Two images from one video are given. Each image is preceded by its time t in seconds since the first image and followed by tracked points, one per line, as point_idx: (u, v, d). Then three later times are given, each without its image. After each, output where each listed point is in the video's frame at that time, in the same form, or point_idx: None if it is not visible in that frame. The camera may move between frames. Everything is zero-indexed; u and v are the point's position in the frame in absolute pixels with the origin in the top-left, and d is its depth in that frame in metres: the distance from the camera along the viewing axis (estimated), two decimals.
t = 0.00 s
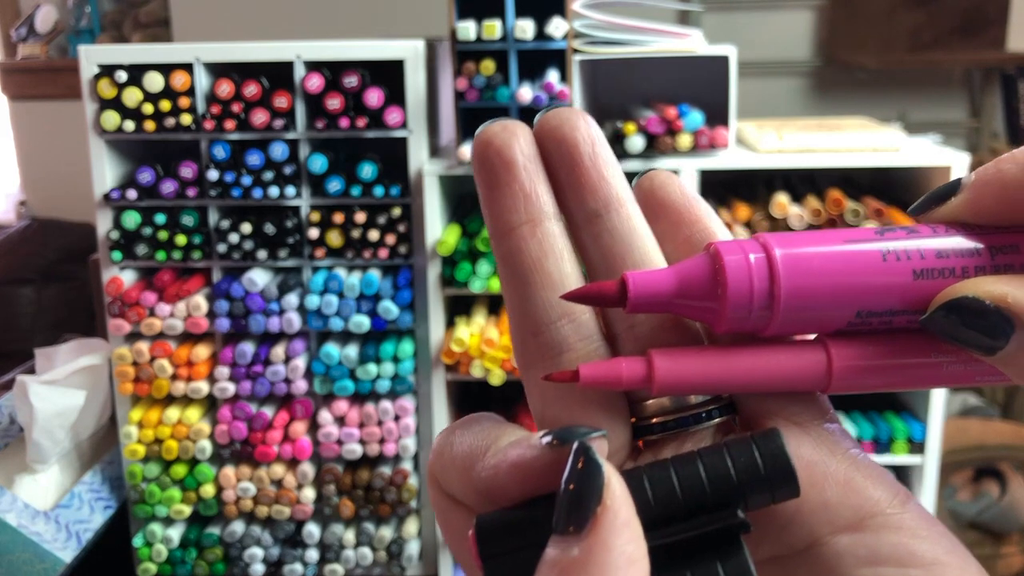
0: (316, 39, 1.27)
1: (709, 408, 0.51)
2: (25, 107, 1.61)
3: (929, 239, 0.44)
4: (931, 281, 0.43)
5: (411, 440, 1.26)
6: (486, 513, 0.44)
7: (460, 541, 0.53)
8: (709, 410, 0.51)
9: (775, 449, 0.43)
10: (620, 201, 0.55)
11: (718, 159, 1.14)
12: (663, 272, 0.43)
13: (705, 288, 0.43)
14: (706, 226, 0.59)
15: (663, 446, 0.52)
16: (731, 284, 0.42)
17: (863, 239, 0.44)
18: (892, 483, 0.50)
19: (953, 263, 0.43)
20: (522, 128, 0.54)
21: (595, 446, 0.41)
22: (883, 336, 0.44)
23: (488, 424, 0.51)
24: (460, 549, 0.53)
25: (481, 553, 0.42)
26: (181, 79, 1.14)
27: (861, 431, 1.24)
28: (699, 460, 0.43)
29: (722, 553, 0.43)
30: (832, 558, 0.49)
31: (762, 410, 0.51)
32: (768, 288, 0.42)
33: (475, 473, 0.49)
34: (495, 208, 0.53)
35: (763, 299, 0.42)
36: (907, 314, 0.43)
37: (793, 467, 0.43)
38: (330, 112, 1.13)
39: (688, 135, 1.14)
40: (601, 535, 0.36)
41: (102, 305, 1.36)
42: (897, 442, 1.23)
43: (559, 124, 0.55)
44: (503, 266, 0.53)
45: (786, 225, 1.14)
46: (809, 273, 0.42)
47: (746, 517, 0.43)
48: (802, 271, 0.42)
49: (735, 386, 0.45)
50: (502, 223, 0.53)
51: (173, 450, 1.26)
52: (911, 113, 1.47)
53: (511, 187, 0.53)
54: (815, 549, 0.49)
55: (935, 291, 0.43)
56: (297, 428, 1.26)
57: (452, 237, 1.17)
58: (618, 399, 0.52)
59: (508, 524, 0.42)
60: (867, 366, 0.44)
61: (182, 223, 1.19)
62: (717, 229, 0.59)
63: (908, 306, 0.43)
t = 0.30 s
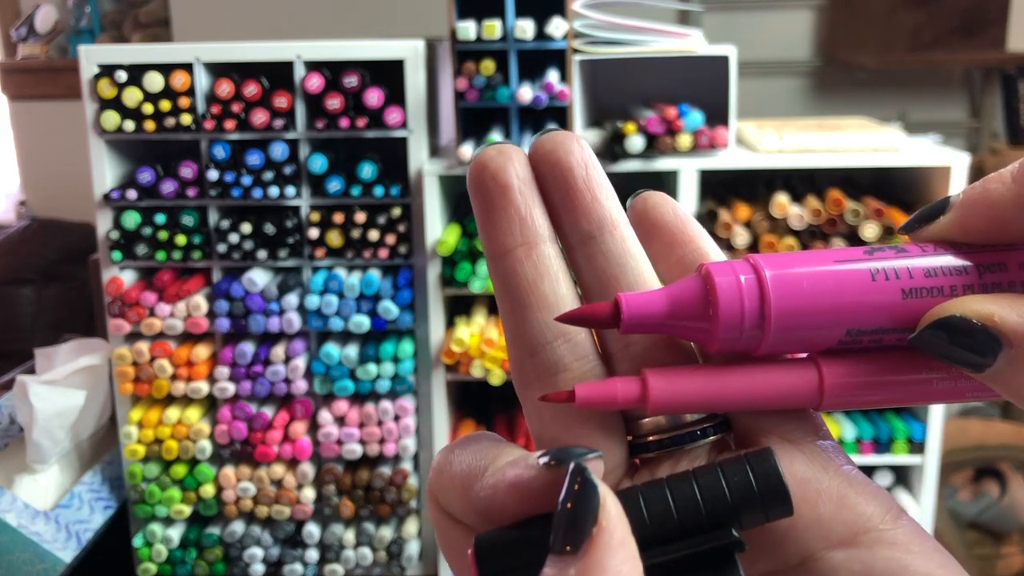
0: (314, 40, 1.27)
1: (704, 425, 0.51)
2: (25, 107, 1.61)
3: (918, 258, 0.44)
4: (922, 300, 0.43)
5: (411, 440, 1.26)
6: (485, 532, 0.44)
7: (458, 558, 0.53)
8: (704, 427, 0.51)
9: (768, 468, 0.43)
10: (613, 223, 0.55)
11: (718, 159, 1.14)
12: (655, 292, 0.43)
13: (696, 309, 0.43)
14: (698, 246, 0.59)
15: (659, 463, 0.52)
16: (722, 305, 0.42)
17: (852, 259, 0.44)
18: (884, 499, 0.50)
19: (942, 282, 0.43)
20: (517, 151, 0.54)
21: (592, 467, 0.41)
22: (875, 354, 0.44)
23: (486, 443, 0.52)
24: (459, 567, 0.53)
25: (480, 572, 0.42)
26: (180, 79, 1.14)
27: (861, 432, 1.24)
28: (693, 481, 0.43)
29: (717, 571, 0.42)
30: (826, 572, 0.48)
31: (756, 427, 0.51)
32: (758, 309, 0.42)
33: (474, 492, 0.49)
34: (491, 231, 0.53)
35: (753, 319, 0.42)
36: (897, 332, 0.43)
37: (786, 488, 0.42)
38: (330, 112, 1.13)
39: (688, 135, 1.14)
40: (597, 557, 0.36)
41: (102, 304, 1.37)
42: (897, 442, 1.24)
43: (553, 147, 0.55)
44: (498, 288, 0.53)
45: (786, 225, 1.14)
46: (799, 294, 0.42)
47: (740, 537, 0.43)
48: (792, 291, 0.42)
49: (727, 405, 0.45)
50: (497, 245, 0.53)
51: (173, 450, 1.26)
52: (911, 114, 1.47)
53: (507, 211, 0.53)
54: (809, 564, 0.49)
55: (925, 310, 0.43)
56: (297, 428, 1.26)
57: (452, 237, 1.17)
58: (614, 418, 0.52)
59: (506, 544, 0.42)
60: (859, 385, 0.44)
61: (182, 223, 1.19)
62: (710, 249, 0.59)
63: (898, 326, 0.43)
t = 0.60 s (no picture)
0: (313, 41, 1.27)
1: (709, 422, 0.52)
2: (26, 107, 1.61)
3: (921, 258, 0.44)
4: (926, 299, 0.43)
5: (410, 440, 1.26)
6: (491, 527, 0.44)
7: (466, 552, 0.53)
8: (709, 424, 0.51)
9: (772, 463, 0.43)
10: (620, 222, 0.55)
11: (718, 159, 1.14)
12: (662, 291, 0.43)
13: (703, 307, 0.43)
14: (704, 246, 0.59)
15: (663, 460, 0.52)
16: (728, 303, 0.42)
17: (857, 258, 0.44)
18: (886, 495, 0.50)
19: (945, 282, 0.43)
20: (524, 150, 0.54)
21: (597, 461, 0.40)
22: (880, 353, 0.45)
23: (492, 439, 0.52)
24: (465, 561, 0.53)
25: (487, 566, 0.42)
26: (181, 79, 1.14)
27: (861, 432, 1.24)
28: (697, 475, 0.43)
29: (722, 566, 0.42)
30: (827, 568, 0.49)
31: (761, 424, 0.51)
32: (764, 307, 0.42)
33: (480, 486, 0.49)
34: (498, 229, 0.53)
35: (759, 318, 0.42)
36: (901, 332, 0.43)
37: (789, 482, 0.43)
38: (330, 112, 1.14)
39: (687, 135, 1.14)
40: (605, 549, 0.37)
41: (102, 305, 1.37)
42: (897, 442, 1.24)
43: (561, 147, 0.54)
44: (505, 285, 0.53)
45: (785, 225, 1.14)
46: (805, 292, 0.42)
47: (744, 530, 0.43)
48: (797, 290, 0.42)
49: (731, 402, 0.45)
50: (505, 243, 0.53)
51: (174, 450, 1.26)
52: (911, 114, 1.48)
53: (515, 209, 0.53)
54: (812, 560, 0.49)
55: (929, 309, 0.43)
56: (297, 428, 1.26)
57: (452, 237, 1.17)
58: (619, 414, 0.52)
59: (513, 538, 0.42)
60: (864, 382, 0.44)
61: (182, 223, 1.19)
62: (715, 249, 0.59)
63: (901, 325, 0.43)
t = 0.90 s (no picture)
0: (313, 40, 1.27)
1: (703, 419, 0.52)
2: (26, 108, 1.61)
3: (916, 255, 0.44)
4: (920, 296, 0.43)
5: (411, 440, 1.26)
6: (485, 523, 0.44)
7: (460, 549, 0.53)
8: (703, 421, 0.51)
9: (767, 460, 0.43)
10: (615, 219, 0.55)
11: (718, 159, 1.14)
12: (656, 287, 0.43)
13: (697, 304, 0.43)
14: (699, 242, 0.59)
15: (658, 456, 0.52)
16: (723, 300, 0.42)
17: (851, 255, 0.44)
18: (881, 492, 0.50)
19: (940, 279, 0.43)
20: (520, 146, 0.54)
21: (592, 457, 0.41)
22: (874, 349, 0.45)
23: (486, 435, 0.52)
24: (460, 558, 0.53)
25: (480, 562, 0.42)
26: (181, 79, 1.14)
27: (861, 432, 1.24)
28: (691, 471, 0.43)
29: (716, 562, 0.42)
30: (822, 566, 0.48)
31: (755, 421, 0.51)
32: (759, 304, 0.42)
33: (475, 482, 0.49)
34: (494, 225, 0.53)
35: (753, 314, 0.42)
36: (895, 328, 0.43)
37: (785, 479, 0.43)
38: (330, 112, 1.14)
39: (687, 135, 1.14)
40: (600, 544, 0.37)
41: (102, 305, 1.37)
42: (897, 442, 1.24)
43: (556, 143, 0.55)
44: (502, 282, 0.53)
45: (785, 225, 1.14)
46: (799, 289, 0.42)
47: (738, 527, 0.43)
48: (792, 287, 0.42)
49: (726, 399, 0.45)
50: (501, 239, 0.53)
51: (174, 450, 1.27)
52: (911, 113, 1.48)
53: (511, 205, 0.53)
54: (806, 557, 0.49)
55: (923, 306, 0.43)
56: (297, 428, 1.26)
57: (452, 237, 1.17)
58: (614, 411, 0.52)
59: (507, 534, 0.42)
60: (858, 379, 0.44)
61: (182, 223, 1.19)
62: (710, 246, 0.59)
63: (895, 322, 0.43)
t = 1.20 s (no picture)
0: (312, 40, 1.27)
1: (701, 419, 0.51)
2: (26, 108, 1.61)
3: (914, 253, 0.44)
4: (919, 296, 0.43)
5: (411, 440, 1.26)
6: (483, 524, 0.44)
7: (457, 549, 0.53)
8: (701, 421, 0.51)
9: (765, 461, 0.43)
10: (613, 217, 0.55)
11: (718, 159, 1.14)
12: (653, 287, 0.43)
13: (694, 304, 0.43)
14: (698, 241, 0.59)
15: (656, 457, 0.52)
16: (720, 299, 0.42)
17: (849, 254, 0.44)
18: (880, 493, 0.50)
19: (938, 278, 0.43)
20: (517, 145, 0.54)
21: (590, 458, 0.41)
22: (871, 349, 0.45)
23: (484, 435, 0.52)
24: (458, 559, 0.53)
25: (478, 563, 0.42)
26: (180, 79, 1.14)
27: (860, 432, 1.24)
28: (690, 472, 0.43)
29: (716, 563, 0.42)
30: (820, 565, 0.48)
31: (754, 421, 0.51)
32: (756, 303, 0.42)
33: (473, 482, 0.49)
34: (491, 225, 0.53)
35: (750, 313, 0.42)
36: (893, 328, 0.43)
37: (784, 481, 0.43)
38: (330, 112, 1.13)
39: (687, 135, 1.14)
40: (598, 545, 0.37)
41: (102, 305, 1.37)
42: (897, 442, 1.24)
43: (554, 142, 0.54)
44: (499, 281, 0.53)
45: (785, 225, 1.14)
46: (796, 289, 0.42)
47: (738, 528, 0.43)
48: (789, 286, 0.42)
49: (724, 398, 0.45)
50: (497, 239, 0.53)
51: (173, 450, 1.26)
52: (910, 113, 1.48)
53: (507, 205, 0.53)
54: (805, 557, 0.49)
55: (920, 305, 0.43)
56: (297, 428, 1.26)
57: (452, 237, 1.17)
58: (612, 412, 0.52)
59: (505, 535, 0.42)
60: (856, 378, 0.44)
61: (182, 223, 1.19)
62: (709, 245, 0.59)
63: (894, 321, 0.43)
